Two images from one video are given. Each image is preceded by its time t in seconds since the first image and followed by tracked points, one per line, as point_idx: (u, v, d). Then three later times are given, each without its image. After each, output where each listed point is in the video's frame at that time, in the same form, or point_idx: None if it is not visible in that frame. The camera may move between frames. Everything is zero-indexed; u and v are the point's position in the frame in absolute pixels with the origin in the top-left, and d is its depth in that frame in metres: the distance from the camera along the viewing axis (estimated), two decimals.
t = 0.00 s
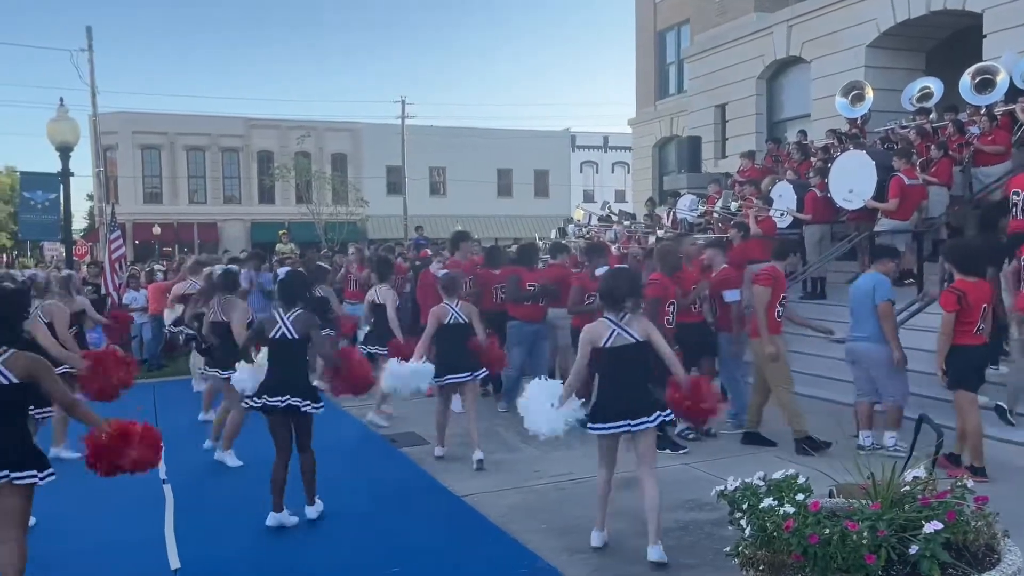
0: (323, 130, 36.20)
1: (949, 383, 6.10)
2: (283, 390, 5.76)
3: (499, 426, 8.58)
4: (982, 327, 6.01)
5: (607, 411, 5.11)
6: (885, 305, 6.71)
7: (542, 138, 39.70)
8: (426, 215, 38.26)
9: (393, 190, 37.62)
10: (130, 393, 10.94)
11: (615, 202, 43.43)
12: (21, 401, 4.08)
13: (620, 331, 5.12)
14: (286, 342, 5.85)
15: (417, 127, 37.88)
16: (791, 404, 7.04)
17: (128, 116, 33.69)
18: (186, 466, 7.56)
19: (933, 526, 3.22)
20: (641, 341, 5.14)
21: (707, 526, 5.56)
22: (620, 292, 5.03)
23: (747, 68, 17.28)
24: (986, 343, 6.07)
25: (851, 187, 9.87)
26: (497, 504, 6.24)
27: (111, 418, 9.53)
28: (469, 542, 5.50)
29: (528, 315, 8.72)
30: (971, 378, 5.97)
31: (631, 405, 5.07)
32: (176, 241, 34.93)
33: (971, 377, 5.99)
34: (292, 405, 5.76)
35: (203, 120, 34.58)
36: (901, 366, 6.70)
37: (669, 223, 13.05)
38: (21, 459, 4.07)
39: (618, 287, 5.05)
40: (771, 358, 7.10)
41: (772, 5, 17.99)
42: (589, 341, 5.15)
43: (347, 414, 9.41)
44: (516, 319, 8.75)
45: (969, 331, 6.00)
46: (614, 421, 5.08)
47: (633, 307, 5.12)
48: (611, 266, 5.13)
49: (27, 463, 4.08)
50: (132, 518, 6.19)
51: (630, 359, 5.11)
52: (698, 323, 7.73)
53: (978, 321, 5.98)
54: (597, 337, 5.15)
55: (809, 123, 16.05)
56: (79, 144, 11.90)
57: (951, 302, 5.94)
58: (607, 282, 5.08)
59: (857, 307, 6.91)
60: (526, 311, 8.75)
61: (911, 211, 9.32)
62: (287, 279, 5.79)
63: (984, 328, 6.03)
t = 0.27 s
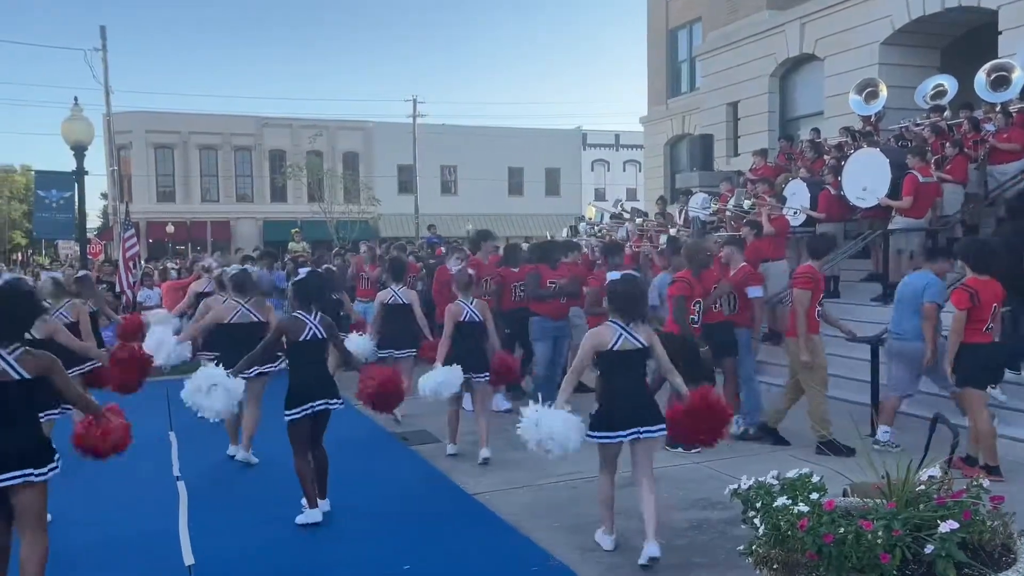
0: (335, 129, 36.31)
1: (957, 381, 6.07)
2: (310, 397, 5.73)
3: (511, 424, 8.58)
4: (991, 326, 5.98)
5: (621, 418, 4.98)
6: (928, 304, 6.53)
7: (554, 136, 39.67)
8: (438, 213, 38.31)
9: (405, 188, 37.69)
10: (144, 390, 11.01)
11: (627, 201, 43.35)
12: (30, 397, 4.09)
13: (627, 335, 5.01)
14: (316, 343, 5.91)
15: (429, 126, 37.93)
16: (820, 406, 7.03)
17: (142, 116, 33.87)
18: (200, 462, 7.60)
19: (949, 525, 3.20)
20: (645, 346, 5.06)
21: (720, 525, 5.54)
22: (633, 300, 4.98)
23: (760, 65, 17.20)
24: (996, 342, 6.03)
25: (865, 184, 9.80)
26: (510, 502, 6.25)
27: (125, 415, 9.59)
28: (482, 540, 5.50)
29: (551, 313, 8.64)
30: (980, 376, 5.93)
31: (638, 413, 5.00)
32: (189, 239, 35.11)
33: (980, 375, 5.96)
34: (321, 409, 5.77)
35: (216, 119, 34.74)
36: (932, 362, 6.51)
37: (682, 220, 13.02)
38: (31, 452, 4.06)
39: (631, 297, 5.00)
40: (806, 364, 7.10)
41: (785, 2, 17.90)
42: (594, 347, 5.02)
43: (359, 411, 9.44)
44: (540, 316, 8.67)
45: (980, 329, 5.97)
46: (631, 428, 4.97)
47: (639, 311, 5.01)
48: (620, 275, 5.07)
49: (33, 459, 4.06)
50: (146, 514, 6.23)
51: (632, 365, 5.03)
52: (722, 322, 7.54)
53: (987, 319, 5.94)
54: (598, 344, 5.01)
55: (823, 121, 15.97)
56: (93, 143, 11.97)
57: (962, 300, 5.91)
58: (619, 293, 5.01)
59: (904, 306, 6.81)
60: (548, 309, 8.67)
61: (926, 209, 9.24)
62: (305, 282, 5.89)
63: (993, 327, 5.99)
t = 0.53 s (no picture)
0: (347, 127, 36.41)
1: (967, 379, 6.02)
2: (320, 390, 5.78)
3: (523, 422, 8.59)
4: (1003, 323, 5.93)
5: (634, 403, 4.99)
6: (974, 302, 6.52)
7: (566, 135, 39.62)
8: (449, 211, 38.34)
9: (417, 187, 37.74)
10: (158, 387, 11.09)
11: (639, 199, 43.25)
12: (42, 385, 4.19)
13: (631, 320, 5.02)
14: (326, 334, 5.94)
15: (441, 124, 37.96)
16: (841, 406, 6.90)
17: (156, 115, 34.05)
18: (213, 460, 7.64)
19: (966, 525, 3.18)
20: (650, 330, 5.05)
21: (733, 524, 5.53)
22: (637, 286, 4.93)
23: (773, 62, 17.12)
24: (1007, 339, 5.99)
25: (880, 182, 9.73)
26: (522, 500, 6.25)
27: (139, 412, 9.67)
28: (494, 538, 5.51)
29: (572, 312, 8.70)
30: (990, 374, 5.90)
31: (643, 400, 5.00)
32: (202, 238, 35.29)
33: (990, 373, 5.91)
34: (333, 399, 5.82)
35: (229, 118, 34.90)
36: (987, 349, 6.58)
37: (694, 219, 12.98)
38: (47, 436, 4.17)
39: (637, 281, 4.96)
40: (846, 358, 6.85)
41: None
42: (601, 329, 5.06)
43: (372, 409, 9.46)
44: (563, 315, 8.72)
45: (991, 327, 5.91)
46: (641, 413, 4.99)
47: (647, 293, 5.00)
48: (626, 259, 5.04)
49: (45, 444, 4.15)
50: (160, 511, 6.27)
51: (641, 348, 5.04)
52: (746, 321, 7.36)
53: (999, 318, 5.88)
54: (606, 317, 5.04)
55: (836, 119, 15.89)
56: (107, 142, 12.05)
57: (975, 296, 5.82)
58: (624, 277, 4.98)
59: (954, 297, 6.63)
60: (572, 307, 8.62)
61: (941, 206, 9.17)
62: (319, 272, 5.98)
63: (1005, 325, 5.94)
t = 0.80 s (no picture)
0: (360, 126, 36.52)
1: (978, 376, 5.98)
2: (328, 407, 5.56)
3: (536, 420, 8.59)
4: (1016, 321, 5.88)
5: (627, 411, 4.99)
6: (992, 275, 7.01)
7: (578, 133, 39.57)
8: (461, 210, 38.38)
9: (429, 185, 37.80)
10: (172, 385, 11.16)
11: (651, 197, 43.14)
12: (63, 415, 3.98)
13: (640, 336, 5.04)
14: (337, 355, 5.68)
15: (453, 123, 38.01)
16: (867, 406, 6.78)
17: (170, 114, 34.24)
18: (227, 457, 7.68)
19: (984, 525, 3.16)
20: (660, 347, 5.07)
21: (747, 523, 5.51)
22: (647, 296, 5.01)
23: (787, 60, 17.04)
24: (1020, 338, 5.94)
25: (895, 180, 9.66)
26: (535, 499, 6.25)
27: (154, 410, 9.75)
28: (507, 536, 5.51)
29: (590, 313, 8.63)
30: (1003, 372, 5.83)
31: (637, 409, 4.98)
32: (216, 236, 35.48)
33: (1002, 372, 5.85)
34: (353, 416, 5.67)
35: (243, 117, 35.06)
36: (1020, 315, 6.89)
37: (707, 217, 12.94)
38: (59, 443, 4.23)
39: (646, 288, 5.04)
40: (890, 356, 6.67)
41: None
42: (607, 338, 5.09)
43: (385, 407, 9.50)
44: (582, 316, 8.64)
45: (1004, 325, 5.87)
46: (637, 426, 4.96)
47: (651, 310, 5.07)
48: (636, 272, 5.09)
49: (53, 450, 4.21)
50: (175, 508, 6.31)
51: (646, 363, 5.05)
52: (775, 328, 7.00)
53: (1013, 316, 5.84)
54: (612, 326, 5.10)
55: (851, 116, 15.80)
56: (122, 141, 12.13)
57: (990, 293, 5.78)
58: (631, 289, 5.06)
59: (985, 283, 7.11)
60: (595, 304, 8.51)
61: (958, 204, 9.09)
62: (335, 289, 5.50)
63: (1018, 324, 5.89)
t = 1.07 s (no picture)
0: (372, 125, 36.61)
1: (993, 374, 5.93)
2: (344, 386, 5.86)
3: (549, 419, 8.59)
4: None
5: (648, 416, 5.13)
6: None
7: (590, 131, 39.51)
8: (473, 208, 38.39)
9: (441, 184, 37.83)
10: (187, 383, 11.23)
11: (664, 195, 42.99)
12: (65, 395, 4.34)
13: (659, 326, 5.13)
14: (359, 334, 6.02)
15: (465, 121, 38.01)
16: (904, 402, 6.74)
17: (184, 114, 34.42)
18: (241, 455, 7.72)
19: (1003, 525, 3.13)
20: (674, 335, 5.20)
21: (761, 522, 5.49)
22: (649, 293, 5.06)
23: (801, 57, 16.95)
24: None
25: (910, 177, 9.60)
26: (548, 497, 6.26)
27: (169, 408, 9.82)
28: (520, 535, 5.51)
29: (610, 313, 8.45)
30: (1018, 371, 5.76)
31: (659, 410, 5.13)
32: (229, 235, 35.64)
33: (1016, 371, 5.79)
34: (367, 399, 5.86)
35: (256, 117, 35.21)
36: None
37: (721, 215, 12.90)
38: (70, 443, 4.34)
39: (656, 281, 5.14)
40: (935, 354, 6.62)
41: None
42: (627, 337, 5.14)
43: (398, 406, 9.53)
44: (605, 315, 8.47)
45: (1019, 324, 5.81)
46: (661, 425, 5.12)
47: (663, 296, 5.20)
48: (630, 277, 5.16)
49: (64, 451, 4.31)
50: (191, 505, 6.36)
51: (665, 357, 5.16)
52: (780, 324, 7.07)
53: None
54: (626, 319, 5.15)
55: (865, 113, 15.70)
56: (138, 140, 12.21)
57: (1005, 291, 5.75)
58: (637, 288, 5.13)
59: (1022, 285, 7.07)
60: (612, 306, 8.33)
61: (974, 202, 9.03)
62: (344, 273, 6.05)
63: None
